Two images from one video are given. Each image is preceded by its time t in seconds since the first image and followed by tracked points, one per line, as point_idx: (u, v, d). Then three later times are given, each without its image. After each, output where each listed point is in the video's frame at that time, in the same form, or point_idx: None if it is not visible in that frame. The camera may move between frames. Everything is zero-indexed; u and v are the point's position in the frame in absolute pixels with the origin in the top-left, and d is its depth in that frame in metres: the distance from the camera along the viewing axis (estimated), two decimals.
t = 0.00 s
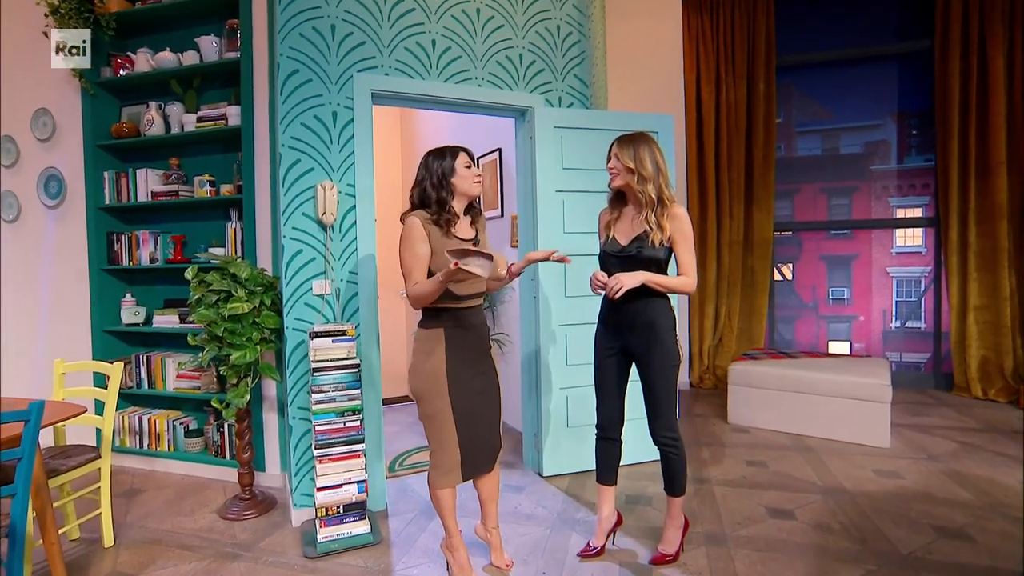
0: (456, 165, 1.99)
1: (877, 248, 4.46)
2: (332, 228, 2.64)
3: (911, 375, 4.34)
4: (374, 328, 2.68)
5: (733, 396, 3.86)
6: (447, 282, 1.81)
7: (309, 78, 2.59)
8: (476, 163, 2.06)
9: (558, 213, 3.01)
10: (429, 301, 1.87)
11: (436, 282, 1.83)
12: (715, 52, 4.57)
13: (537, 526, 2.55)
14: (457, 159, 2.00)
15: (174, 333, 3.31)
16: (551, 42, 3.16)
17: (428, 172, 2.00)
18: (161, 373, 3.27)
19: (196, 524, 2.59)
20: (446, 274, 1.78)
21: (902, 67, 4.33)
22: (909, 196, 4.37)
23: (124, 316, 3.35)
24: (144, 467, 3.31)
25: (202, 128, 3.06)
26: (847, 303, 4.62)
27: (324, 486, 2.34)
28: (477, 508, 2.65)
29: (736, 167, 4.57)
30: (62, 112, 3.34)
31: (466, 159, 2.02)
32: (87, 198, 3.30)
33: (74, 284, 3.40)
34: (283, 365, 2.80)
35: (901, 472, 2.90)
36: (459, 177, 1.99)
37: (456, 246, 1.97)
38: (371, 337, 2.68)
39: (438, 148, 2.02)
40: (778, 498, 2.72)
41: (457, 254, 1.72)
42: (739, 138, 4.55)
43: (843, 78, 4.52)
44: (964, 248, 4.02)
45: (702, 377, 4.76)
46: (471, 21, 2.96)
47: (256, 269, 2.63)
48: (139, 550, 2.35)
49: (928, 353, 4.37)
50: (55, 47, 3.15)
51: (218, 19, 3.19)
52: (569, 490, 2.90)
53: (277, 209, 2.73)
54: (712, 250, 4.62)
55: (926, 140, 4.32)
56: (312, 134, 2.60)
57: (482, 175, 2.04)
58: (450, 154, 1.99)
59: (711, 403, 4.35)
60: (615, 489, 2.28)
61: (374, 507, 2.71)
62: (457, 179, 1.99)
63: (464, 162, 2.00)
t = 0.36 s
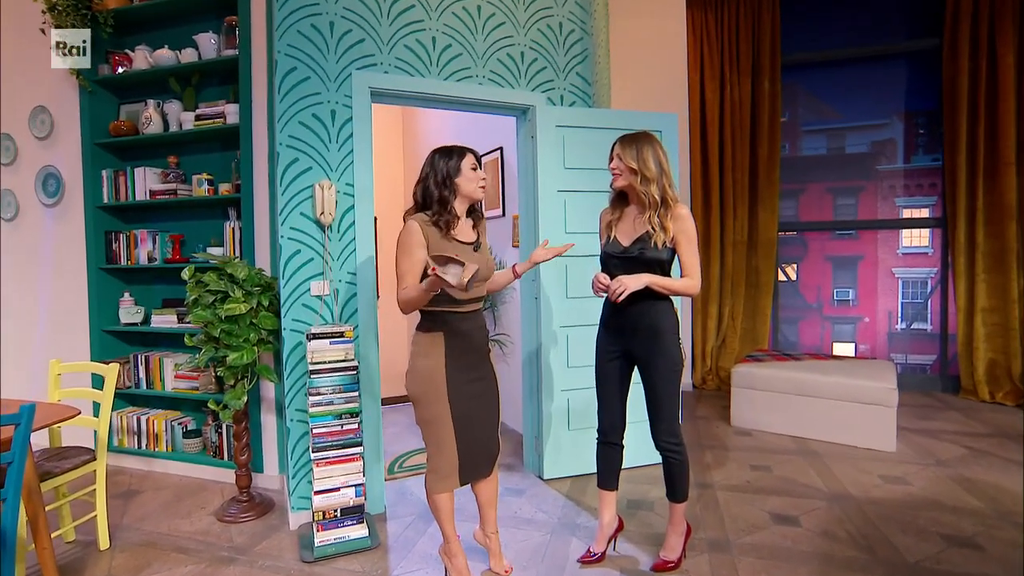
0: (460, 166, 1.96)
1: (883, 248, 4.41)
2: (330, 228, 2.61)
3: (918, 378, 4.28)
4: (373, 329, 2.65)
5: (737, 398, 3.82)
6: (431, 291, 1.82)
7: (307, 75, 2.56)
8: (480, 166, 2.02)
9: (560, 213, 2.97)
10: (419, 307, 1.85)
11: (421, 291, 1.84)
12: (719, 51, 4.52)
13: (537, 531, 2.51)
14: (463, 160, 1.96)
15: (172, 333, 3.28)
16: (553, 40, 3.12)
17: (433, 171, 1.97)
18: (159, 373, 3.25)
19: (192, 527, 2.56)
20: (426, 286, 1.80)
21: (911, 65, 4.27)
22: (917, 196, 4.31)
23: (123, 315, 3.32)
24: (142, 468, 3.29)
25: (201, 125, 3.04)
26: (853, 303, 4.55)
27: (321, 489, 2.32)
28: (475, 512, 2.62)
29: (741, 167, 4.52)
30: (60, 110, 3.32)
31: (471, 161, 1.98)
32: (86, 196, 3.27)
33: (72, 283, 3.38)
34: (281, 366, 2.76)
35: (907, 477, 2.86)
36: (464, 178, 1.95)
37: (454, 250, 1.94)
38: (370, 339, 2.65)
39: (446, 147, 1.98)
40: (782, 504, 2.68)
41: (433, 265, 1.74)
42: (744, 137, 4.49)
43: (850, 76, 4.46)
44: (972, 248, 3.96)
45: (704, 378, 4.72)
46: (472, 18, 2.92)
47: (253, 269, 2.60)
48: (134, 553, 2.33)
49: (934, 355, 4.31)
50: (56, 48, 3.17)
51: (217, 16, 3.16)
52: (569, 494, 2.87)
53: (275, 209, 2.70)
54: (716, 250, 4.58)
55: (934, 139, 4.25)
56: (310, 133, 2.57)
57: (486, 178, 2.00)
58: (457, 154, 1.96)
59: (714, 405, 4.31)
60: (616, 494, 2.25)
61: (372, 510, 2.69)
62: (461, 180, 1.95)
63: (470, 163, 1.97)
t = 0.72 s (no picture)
0: (466, 168, 1.92)
1: (888, 251, 4.36)
2: (329, 228, 2.58)
3: (923, 382, 4.23)
4: (372, 330, 2.63)
5: (739, 401, 3.78)
6: (463, 275, 1.76)
7: (306, 74, 2.53)
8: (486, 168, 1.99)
9: (562, 214, 2.93)
10: (429, 305, 1.82)
11: (449, 278, 1.77)
12: (724, 51, 4.47)
13: (537, 536, 2.48)
14: (470, 162, 1.93)
15: (170, 333, 3.26)
16: (556, 38, 3.08)
17: (440, 172, 1.93)
18: (157, 373, 3.23)
19: (188, 529, 2.54)
20: (464, 266, 1.74)
21: (918, 65, 4.21)
22: (923, 197, 4.24)
23: (121, 314, 3.31)
24: (140, 468, 3.27)
25: (200, 124, 3.01)
26: (858, 306, 4.50)
27: (318, 493, 2.28)
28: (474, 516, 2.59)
29: (745, 168, 4.47)
30: (59, 107, 3.30)
31: (478, 163, 1.95)
32: (84, 195, 3.25)
33: (70, 282, 3.36)
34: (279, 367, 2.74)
35: (912, 484, 2.82)
36: (470, 180, 1.92)
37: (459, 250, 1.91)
38: (369, 340, 2.62)
39: (452, 149, 1.95)
40: (785, 510, 2.64)
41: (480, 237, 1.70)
42: (749, 138, 4.44)
43: (856, 76, 4.40)
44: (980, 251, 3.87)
45: (707, 381, 4.69)
46: (474, 16, 2.89)
47: (251, 269, 2.57)
48: (129, 555, 2.30)
49: (940, 358, 4.26)
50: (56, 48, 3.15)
51: (216, 13, 3.13)
52: (569, 498, 2.84)
53: (274, 209, 2.68)
54: (719, 251, 4.55)
55: (943, 140, 4.19)
56: (310, 132, 2.54)
57: (493, 182, 1.97)
58: (465, 156, 1.93)
59: (716, 407, 4.27)
60: (617, 500, 2.22)
61: (370, 513, 2.67)
62: (467, 183, 1.92)
63: (477, 165, 1.94)
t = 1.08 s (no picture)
0: (469, 171, 1.89)
1: (890, 254, 4.34)
2: (325, 230, 2.54)
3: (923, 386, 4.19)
4: (367, 333, 2.60)
5: (739, 405, 3.75)
6: (435, 283, 1.71)
7: (302, 73, 2.49)
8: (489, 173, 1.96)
9: (561, 216, 2.90)
10: (415, 310, 1.79)
11: (425, 285, 1.73)
12: (725, 51, 4.45)
13: (533, 542, 2.45)
14: (473, 165, 1.90)
15: (164, 334, 3.22)
16: (555, 38, 3.05)
17: (443, 174, 1.90)
18: (151, 374, 3.19)
19: (180, 534, 2.51)
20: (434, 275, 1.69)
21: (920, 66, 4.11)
22: (925, 200, 4.21)
23: (114, 315, 3.27)
24: (132, 470, 3.23)
25: (195, 123, 2.97)
26: (858, 309, 4.50)
27: (312, 498, 2.25)
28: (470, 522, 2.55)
29: (746, 170, 4.45)
30: (52, 105, 3.26)
31: (482, 168, 1.92)
32: (78, 193, 3.22)
33: (64, 282, 3.32)
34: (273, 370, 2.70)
35: (914, 491, 2.79)
36: (473, 185, 1.89)
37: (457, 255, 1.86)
38: (365, 343, 2.60)
39: (455, 151, 1.92)
40: (785, 517, 2.61)
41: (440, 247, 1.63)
42: (750, 140, 4.41)
43: (859, 77, 4.36)
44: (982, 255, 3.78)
45: (706, 384, 4.66)
46: (473, 15, 2.85)
47: (246, 271, 2.53)
48: (119, 562, 2.27)
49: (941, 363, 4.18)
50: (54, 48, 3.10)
51: (213, 11, 3.09)
52: (567, 504, 2.80)
53: (269, 210, 2.64)
54: (720, 252, 4.52)
55: (944, 142, 4.07)
56: (305, 132, 2.51)
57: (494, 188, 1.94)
58: (467, 159, 1.89)
59: (715, 411, 4.24)
60: (615, 507, 2.19)
61: (365, 519, 2.63)
62: (470, 186, 1.89)
63: (479, 169, 1.91)
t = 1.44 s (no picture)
0: (462, 175, 1.86)
1: (889, 258, 4.31)
2: (320, 233, 2.51)
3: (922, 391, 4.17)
4: (363, 338, 2.55)
5: (739, 410, 3.72)
6: (447, 296, 1.69)
7: (297, 74, 2.45)
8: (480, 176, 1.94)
9: (559, 219, 2.86)
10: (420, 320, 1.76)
11: (433, 297, 1.71)
12: (725, 51, 4.42)
13: (532, 551, 2.41)
14: (466, 168, 1.87)
15: (157, 338, 3.18)
16: (555, 39, 3.02)
17: (436, 178, 1.86)
18: (143, 379, 3.14)
19: (172, 543, 2.46)
20: (449, 289, 1.67)
21: (919, 68, 4.15)
22: (924, 204, 4.17)
23: (107, 318, 3.22)
24: (124, 476, 3.18)
25: (189, 123, 2.93)
26: (857, 313, 4.45)
27: (306, 507, 2.21)
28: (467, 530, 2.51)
29: (746, 173, 4.42)
30: (44, 105, 3.21)
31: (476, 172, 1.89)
32: (70, 195, 3.17)
33: (56, 284, 3.27)
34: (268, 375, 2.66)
35: (915, 497, 2.76)
36: (467, 189, 1.86)
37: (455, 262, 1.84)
38: (360, 349, 2.55)
39: (446, 153, 1.88)
40: (786, 524, 2.57)
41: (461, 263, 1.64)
42: (750, 143, 4.39)
43: (859, 80, 4.34)
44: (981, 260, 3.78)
45: (705, 388, 4.63)
46: (471, 16, 2.82)
47: (240, 275, 2.49)
48: (109, 571, 2.22)
49: (939, 366, 4.16)
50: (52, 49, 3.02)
51: (209, 11, 3.05)
52: (566, 511, 2.76)
53: (263, 213, 2.60)
54: (719, 256, 4.48)
55: (944, 145, 4.14)
56: (301, 134, 2.47)
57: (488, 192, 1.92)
58: (460, 162, 1.86)
59: (714, 416, 4.21)
60: (615, 515, 2.15)
61: (360, 527, 2.58)
62: (465, 190, 1.86)
63: (472, 171, 1.88)
